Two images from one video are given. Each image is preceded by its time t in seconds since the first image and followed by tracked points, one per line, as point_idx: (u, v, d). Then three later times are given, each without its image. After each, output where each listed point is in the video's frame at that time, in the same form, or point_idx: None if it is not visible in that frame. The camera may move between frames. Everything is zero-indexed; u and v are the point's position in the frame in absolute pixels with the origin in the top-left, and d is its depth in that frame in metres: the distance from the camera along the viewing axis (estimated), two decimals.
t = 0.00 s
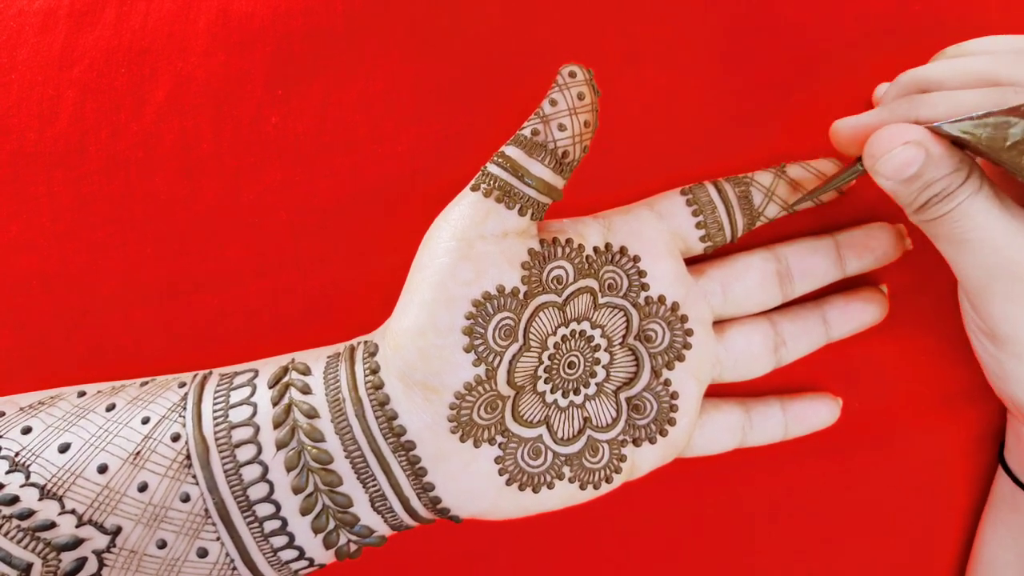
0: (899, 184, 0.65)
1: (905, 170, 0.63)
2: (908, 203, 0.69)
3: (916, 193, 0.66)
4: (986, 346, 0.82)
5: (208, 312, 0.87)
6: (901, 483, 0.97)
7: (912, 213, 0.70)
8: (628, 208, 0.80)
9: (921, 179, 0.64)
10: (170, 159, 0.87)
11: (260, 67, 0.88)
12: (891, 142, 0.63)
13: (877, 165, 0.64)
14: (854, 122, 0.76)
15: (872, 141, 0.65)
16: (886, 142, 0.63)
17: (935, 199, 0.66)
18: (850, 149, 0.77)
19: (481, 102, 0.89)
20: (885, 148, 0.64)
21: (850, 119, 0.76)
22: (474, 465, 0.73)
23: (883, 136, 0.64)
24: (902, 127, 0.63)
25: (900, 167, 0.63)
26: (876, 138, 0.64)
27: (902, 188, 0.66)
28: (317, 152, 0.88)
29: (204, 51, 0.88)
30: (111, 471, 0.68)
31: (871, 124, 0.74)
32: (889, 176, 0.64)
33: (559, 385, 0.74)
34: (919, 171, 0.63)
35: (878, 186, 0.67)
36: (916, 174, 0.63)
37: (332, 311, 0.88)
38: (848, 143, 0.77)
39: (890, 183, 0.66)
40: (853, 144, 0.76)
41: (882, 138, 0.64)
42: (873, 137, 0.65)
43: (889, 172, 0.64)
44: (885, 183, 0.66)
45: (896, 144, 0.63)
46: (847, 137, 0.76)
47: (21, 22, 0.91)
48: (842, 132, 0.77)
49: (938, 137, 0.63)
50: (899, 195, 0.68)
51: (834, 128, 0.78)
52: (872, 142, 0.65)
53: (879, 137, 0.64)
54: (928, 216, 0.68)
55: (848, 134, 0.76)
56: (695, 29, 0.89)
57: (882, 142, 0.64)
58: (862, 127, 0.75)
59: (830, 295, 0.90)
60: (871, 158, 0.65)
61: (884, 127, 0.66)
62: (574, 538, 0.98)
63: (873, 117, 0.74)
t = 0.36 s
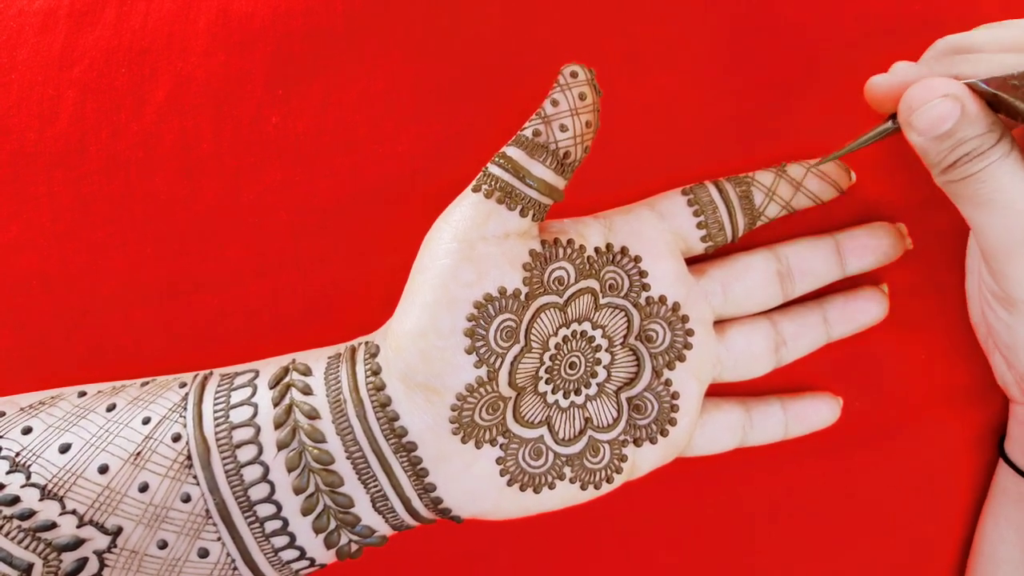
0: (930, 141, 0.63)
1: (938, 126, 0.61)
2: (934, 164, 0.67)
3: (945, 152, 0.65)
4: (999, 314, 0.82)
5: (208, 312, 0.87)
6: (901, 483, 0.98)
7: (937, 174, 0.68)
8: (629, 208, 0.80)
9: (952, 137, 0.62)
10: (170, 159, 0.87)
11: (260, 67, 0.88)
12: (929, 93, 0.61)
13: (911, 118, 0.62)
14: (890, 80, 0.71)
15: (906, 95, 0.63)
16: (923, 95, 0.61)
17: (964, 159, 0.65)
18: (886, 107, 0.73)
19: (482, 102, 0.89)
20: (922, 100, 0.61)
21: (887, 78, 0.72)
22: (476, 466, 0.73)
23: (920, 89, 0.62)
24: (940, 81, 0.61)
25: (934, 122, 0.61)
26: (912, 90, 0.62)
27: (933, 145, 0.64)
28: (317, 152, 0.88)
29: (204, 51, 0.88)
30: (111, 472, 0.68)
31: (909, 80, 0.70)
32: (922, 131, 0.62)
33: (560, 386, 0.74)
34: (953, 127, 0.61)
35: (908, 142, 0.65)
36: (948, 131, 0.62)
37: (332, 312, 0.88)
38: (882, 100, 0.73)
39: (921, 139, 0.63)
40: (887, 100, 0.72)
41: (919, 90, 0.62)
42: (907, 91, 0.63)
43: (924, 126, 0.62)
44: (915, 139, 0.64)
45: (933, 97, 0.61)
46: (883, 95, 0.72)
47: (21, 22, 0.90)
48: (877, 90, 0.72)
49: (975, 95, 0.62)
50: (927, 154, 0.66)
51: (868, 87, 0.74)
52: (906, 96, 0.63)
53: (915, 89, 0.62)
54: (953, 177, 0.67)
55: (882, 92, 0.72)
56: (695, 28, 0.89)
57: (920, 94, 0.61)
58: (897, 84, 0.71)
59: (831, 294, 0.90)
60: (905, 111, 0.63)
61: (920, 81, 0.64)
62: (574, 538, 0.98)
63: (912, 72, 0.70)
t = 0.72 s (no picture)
0: (922, 126, 0.64)
1: (930, 110, 0.61)
2: (928, 151, 0.67)
3: (937, 137, 0.65)
4: (988, 297, 0.82)
5: (208, 312, 0.87)
6: (901, 483, 0.97)
7: (931, 163, 0.68)
8: (629, 208, 0.80)
9: (945, 124, 0.62)
10: (170, 159, 0.87)
11: (260, 67, 0.88)
12: (924, 78, 0.62)
13: (904, 102, 0.63)
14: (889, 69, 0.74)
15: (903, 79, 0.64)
16: (917, 79, 0.62)
17: (955, 147, 0.64)
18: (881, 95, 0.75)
19: (482, 103, 0.89)
20: (914, 84, 0.62)
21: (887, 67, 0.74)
22: (476, 467, 0.73)
23: (914, 74, 0.63)
24: (934, 67, 0.62)
25: (925, 106, 0.61)
26: (907, 75, 0.63)
27: (926, 131, 0.64)
28: (317, 152, 0.88)
29: (204, 51, 0.88)
30: (111, 472, 0.68)
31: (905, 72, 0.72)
32: (913, 116, 0.63)
33: (561, 387, 0.74)
34: (945, 113, 0.61)
35: (901, 127, 0.65)
36: (941, 117, 0.62)
37: (333, 312, 0.88)
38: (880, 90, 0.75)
39: (914, 123, 0.64)
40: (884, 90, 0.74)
41: (913, 75, 0.63)
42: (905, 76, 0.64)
43: (914, 108, 0.62)
44: (908, 125, 0.65)
45: (926, 81, 0.61)
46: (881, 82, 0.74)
47: (22, 22, 0.90)
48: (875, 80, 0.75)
49: (967, 81, 0.62)
50: (921, 140, 0.66)
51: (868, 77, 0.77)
52: (903, 79, 0.64)
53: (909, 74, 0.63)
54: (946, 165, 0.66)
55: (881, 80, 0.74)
56: (696, 28, 0.89)
57: (913, 78, 0.62)
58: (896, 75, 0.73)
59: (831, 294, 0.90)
60: (898, 94, 0.63)
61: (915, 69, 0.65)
62: (575, 538, 0.98)
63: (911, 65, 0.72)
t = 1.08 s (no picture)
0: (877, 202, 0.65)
1: (881, 192, 0.62)
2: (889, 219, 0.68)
3: (896, 210, 0.67)
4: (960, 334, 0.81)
5: (208, 313, 0.87)
6: (900, 484, 0.98)
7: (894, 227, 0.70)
8: (629, 208, 0.80)
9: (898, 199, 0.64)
10: (170, 159, 0.87)
11: (260, 68, 0.88)
12: (867, 164, 0.62)
13: (855, 185, 0.63)
14: (839, 138, 0.74)
15: (850, 160, 0.64)
16: (863, 163, 0.62)
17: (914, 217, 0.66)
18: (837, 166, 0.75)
19: (482, 103, 0.90)
20: (862, 169, 0.62)
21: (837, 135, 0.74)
22: (475, 466, 0.73)
23: (861, 155, 0.63)
24: (879, 149, 0.62)
25: (876, 189, 0.62)
26: (854, 158, 0.63)
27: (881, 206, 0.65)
28: (317, 152, 0.88)
29: (204, 51, 0.88)
30: (111, 472, 0.68)
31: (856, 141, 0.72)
32: (866, 196, 0.63)
33: (560, 386, 0.74)
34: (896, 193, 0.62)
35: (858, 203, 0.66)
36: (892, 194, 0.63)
37: (333, 312, 0.88)
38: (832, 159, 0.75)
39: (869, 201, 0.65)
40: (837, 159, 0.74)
41: (860, 158, 0.63)
42: (851, 155, 0.64)
43: (866, 193, 0.63)
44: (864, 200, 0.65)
45: (871, 167, 0.62)
46: (834, 153, 0.74)
47: (22, 22, 0.91)
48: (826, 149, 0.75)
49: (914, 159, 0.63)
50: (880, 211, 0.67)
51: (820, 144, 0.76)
52: (850, 160, 0.64)
53: (857, 158, 0.63)
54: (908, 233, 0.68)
55: (832, 151, 0.74)
56: (695, 29, 0.89)
57: (859, 163, 0.62)
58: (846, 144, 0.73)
59: (830, 295, 0.90)
60: (847, 178, 0.64)
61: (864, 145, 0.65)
62: (575, 539, 0.98)
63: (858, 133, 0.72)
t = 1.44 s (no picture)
0: (917, 181, 0.63)
1: (923, 168, 0.60)
2: (924, 201, 0.66)
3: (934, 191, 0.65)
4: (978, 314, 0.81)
5: (208, 313, 0.87)
6: (900, 484, 0.98)
7: (928, 209, 0.68)
8: (629, 208, 0.80)
9: (939, 178, 0.62)
10: (170, 159, 0.87)
11: (260, 68, 0.88)
12: (911, 139, 0.60)
13: (896, 161, 0.61)
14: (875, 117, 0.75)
15: (892, 136, 0.62)
16: (907, 138, 0.60)
17: (951, 198, 0.64)
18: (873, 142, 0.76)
19: (483, 103, 0.90)
20: (905, 144, 0.60)
21: (873, 112, 0.74)
22: (476, 466, 0.73)
23: (904, 131, 0.61)
24: (923, 124, 0.60)
25: (918, 166, 0.60)
26: (897, 134, 0.61)
27: (920, 185, 0.63)
28: (318, 153, 0.88)
29: (204, 52, 0.88)
30: (111, 472, 0.68)
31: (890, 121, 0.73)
32: (907, 173, 0.61)
33: (560, 386, 0.74)
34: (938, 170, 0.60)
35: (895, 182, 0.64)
36: (935, 172, 0.61)
37: (334, 313, 0.88)
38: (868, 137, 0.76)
39: (906, 180, 0.63)
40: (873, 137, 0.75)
41: (904, 133, 0.61)
42: (892, 132, 0.62)
43: (907, 170, 0.61)
44: (903, 179, 0.63)
45: (917, 141, 0.60)
46: (869, 131, 0.75)
47: (22, 22, 0.91)
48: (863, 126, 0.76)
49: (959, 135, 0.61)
50: (916, 192, 0.65)
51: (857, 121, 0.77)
52: (891, 136, 0.62)
53: (899, 133, 0.61)
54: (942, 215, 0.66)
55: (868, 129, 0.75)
56: (696, 29, 0.89)
57: (903, 138, 0.60)
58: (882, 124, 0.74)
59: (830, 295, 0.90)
60: (889, 154, 0.62)
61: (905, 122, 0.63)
62: (575, 539, 0.98)
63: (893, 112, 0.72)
